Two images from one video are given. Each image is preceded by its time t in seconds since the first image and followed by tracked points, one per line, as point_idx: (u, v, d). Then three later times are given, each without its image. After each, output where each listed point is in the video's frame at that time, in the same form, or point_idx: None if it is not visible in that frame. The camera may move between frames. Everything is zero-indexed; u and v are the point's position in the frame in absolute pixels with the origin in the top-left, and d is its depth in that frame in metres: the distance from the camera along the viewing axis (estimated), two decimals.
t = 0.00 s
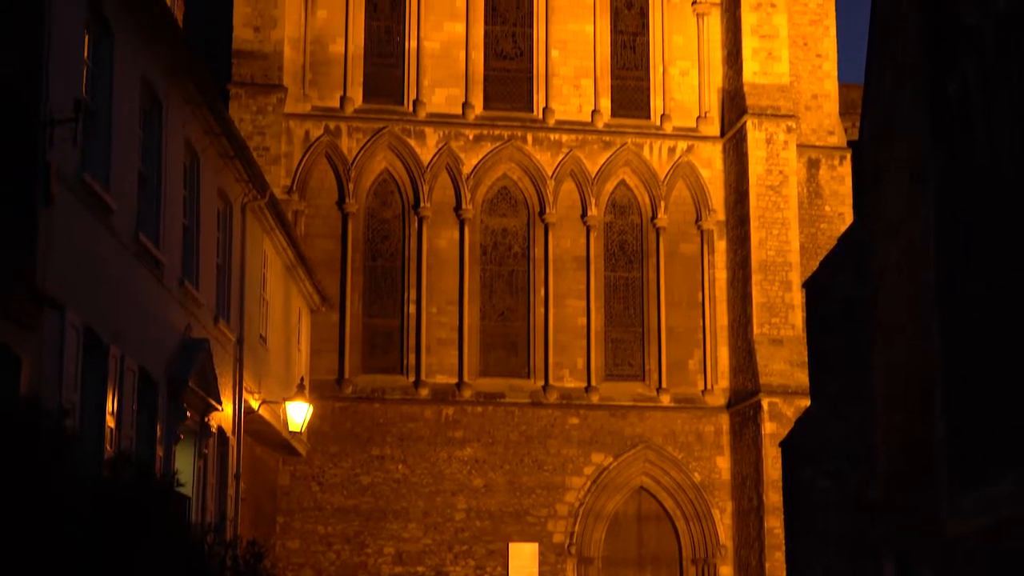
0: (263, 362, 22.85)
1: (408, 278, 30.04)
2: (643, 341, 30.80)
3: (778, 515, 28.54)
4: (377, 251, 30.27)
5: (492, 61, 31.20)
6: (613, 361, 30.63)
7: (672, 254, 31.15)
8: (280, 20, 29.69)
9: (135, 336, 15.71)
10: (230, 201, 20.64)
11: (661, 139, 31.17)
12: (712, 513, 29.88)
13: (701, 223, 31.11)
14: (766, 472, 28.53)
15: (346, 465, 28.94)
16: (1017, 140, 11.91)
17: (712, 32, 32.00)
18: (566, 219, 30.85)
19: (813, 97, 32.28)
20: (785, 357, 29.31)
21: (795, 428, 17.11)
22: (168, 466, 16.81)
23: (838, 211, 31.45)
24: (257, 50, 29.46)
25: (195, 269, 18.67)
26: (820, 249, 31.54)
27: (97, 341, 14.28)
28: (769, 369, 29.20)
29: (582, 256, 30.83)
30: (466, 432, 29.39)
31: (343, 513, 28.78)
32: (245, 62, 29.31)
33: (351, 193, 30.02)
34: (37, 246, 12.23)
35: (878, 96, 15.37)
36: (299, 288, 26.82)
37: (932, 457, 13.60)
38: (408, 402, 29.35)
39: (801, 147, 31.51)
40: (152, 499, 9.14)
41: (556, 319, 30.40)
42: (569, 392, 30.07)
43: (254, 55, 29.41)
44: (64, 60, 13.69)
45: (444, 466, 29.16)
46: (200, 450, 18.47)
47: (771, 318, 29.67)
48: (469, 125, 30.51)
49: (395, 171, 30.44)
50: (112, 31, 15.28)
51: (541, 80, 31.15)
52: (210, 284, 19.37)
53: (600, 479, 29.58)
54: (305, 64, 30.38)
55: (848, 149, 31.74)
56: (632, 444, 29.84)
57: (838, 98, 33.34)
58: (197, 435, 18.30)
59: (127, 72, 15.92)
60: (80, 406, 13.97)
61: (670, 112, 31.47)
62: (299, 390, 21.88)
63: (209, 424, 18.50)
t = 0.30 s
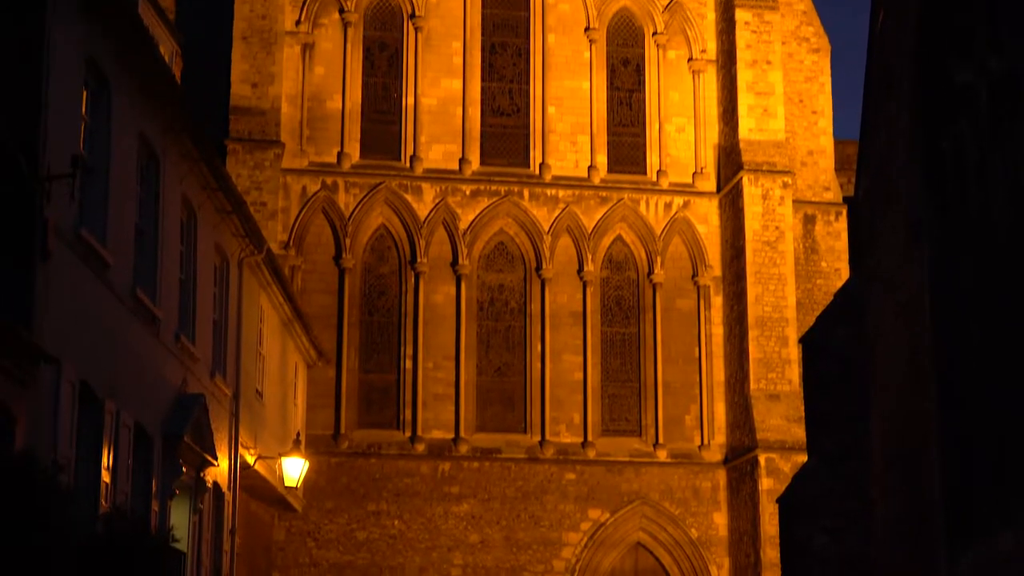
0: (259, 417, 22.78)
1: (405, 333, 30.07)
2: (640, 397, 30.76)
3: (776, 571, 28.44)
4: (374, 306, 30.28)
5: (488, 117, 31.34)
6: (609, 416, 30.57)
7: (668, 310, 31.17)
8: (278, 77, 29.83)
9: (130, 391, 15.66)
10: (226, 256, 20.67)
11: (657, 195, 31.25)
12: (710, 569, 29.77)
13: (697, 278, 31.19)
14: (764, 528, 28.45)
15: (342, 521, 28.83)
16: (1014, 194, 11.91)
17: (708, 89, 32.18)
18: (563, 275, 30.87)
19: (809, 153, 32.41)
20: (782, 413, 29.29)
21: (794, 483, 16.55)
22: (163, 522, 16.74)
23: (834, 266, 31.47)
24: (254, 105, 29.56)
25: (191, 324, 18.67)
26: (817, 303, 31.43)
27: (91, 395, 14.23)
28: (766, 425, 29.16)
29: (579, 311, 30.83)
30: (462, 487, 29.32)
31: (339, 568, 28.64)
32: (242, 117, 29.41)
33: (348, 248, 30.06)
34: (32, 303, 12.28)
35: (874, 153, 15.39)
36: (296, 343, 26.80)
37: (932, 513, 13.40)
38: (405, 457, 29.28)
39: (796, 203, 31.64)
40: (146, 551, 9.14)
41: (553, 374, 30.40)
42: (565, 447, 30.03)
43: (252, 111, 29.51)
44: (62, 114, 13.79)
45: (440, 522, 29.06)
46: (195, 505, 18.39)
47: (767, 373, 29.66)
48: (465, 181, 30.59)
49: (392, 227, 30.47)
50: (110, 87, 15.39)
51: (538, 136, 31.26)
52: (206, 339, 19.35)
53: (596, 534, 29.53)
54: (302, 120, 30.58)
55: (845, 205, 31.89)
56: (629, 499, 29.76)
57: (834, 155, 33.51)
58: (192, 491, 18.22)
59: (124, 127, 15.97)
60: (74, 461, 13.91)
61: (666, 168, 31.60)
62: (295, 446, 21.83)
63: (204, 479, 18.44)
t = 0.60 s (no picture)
0: (252, 469, 22.71)
1: (399, 384, 30.01)
2: (634, 448, 30.69)
3: None
4: (368, 357, 30.25)
5: (483, 169, 31.42)
6: (603, 468, 30.50)
7: (662, 361, 31.16)
8: (273, 128, 29.93)
9: (123, 443, 15.63)
10: (220, 307, 20.67)
11: (651, 247, 31.28)
12: None
13: (691, 329, 31.21)
14: None
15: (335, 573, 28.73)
16: (1010, 243, 11.94)
17: (702, 141, 32.27)
18: (557, 326, 30.85)
19: (802, 205, 32.50)
20: (776, 465, 29.26)
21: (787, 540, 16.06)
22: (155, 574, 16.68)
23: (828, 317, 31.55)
24: (249, 157, 29.64)
25: (185, 375, 18.65)
26: (811, 355, 31.56)
27: (84, 445, 14.20)
28: (761, 477, 29.12)
29: (574, 362, 30.83)
30: (456, 539, 29.23)
31: None
32: (237, 168, 29.47)
33: (342, 299, 30.05)
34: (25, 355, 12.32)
35: (868, 205, 15.45)
36: (289, 394, 26.74)
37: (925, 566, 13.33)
38: (398, 509, 29.22)
39: (791, 255, 31.60)
40: None
41: (547, 425, 30.35)
42: (559, 499, 29.95)
43: (247, 162, 29.58)
44: (57, 165, 13.83)
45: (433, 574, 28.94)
46: (188, 557, 18.30)
47: (762, 425, 29.62)
48: (460, 233, 30.64)
49: (386, 277, 30.46)
50: (105, 138, 15.43)
51: (532, 188, 31.35)
52: (200, 390, 19.33)
53: None
54: (297, 171, 30.64)
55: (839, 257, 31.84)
56: (623, 551, 29.67)
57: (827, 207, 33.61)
58: (185, 543, 18.16)
59: (120, 178, 16.03)
60: (67, 511, 13.87)
61: (661, 220, 31.65)
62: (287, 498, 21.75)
63: (196, 532, 18.37)
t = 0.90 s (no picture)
0: (244, 518, 22.62)
1: (392, 433, 29.95)
2: (627, 497, 30.61)
3: None
4: (360, 406, 30.19)
5: (476, 218, 31.51)
6: (597, 516, 30.44)
7: (655, 410, 31.13)
8: (267, 177, 29.98)
9: (115, 491, 15.59)
10: (212, 356, 20.64)
11: (644, 296, 31.31)
12: None
13: (685, 378, 31.20)
14: None
15: None
16: (1002, 289, 11.98)
17: (694, 191, 32.39)
18: (550, 374, 30.88)
19: (795, 254, 32.59)
20: (770, 513, 29.21)
21: None
22: None
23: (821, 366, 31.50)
24: (242, 205, 29.69)
25: (176, 424, 18.60)
26: (804, 404, 31.47)
27: (76, 495, 14.16)
28: (754, 525, 29.08)
29: (566, 411, 30.80)
30: None
31: None
32: (231, 217, 29.50)
33: (335, 347, 30.03)
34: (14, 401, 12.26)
35: (859, 254, 15.51)
36: (282, 442, 26.64)
37: None
38: (391, 558, 29.14)
39: (783, 303, 31.77)
40: None
41: (540, 474, 30.29)
42: (553, 547, 29.93)
43: (241, 211, 29.62)
44: (51, 214, 13.88)
45: None
46: None
47: (755, 474, 29.56)
48: (453, 281, 30.67)
49: (379, 326, 30.46)
50: (99, 189, 15.48)
51: (525, 237, 31.43)
52: (192, 438, 19.28)
53: None
54: (290, 220, 30.72)
55: (831, 305, 32.00)
56: None
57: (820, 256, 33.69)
58: None
59: (113, 227, 16.06)
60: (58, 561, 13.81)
61: (653, 268, 31.73)
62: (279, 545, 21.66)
63: None
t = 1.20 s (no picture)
0: (243, 558, 22.55)
1: (391, 473, 29.90)
2: (627, 537, 30.53)
3: None
4: (360, 446, 30.14)
5: (475, 257, 31.53)
6: (596, 557, 30.34)
7: (655, 450, 31.05)
8: (267, 217, 30.00)
9: (114, 531, 15.56)
10: (212, 396, 20.63)
11: (643, 336, 31.29)
12: None
13: (684, 418, 31.14)
14: None
15: None
16: (1000, 330, 12.00)
17: (693, 231, 32.42)
18: (549, 415, 30.82)
19: (793, 294, 32.58)
20: (769, 554, 29.13)
21: None
22: None
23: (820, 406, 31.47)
24: (242, 245, 29.69)
25: (176, 464, 18.59)
26: (803, 444, 31.42)
27: (75, 534, 14.14)
28: (754, 566, 29.00)
29: (566, 450, 30.74)
30: None
31: None
32: (231, 256, 29.51)
33: (335, 387, 29.96)
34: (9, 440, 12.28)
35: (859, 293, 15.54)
36: (281, 482, 26.57)
37: None
38: None
39: (783, 343, 31.79)
40: None
41: (539, 514, 30.22)
42: None
43: (241, 250, 29.63)
44: (50, 254, 13.97)
45: None
46: None
47: (755, 514, 29.47)
48: (453, 321, 30.67)
49: (378, 365, 30.42)
50: (99, 231, 15.54)
51: (524, 276, 31.44)
52: (191, 478, 19.27)
53: None
54: (290, 260, 30.71)
55: (831, 345, 31.98)
56: None
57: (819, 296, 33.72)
58: None
59: (113, 266, 16.10)
60: None
61: (653, 308, 31.73)
62: None
63: None
